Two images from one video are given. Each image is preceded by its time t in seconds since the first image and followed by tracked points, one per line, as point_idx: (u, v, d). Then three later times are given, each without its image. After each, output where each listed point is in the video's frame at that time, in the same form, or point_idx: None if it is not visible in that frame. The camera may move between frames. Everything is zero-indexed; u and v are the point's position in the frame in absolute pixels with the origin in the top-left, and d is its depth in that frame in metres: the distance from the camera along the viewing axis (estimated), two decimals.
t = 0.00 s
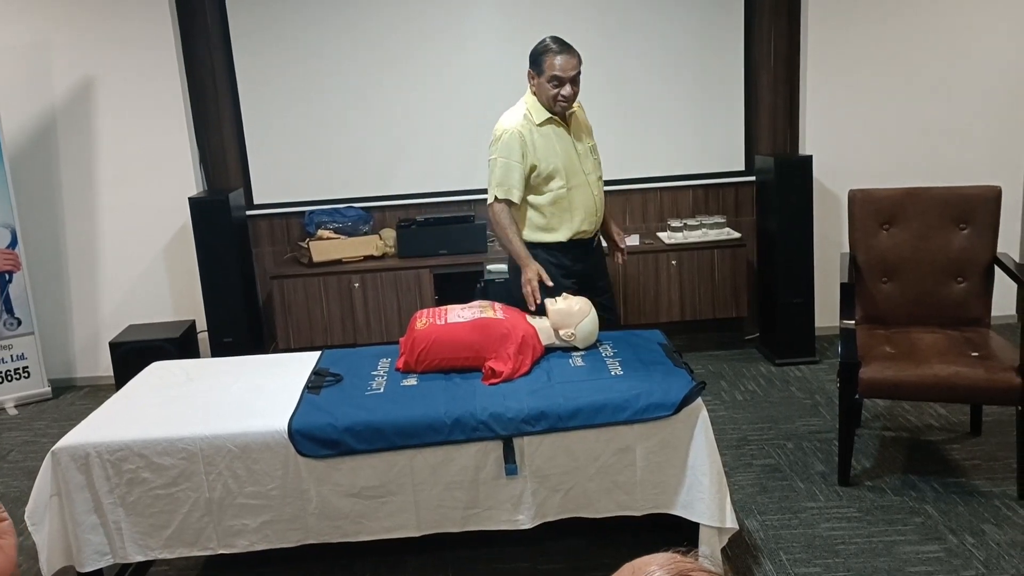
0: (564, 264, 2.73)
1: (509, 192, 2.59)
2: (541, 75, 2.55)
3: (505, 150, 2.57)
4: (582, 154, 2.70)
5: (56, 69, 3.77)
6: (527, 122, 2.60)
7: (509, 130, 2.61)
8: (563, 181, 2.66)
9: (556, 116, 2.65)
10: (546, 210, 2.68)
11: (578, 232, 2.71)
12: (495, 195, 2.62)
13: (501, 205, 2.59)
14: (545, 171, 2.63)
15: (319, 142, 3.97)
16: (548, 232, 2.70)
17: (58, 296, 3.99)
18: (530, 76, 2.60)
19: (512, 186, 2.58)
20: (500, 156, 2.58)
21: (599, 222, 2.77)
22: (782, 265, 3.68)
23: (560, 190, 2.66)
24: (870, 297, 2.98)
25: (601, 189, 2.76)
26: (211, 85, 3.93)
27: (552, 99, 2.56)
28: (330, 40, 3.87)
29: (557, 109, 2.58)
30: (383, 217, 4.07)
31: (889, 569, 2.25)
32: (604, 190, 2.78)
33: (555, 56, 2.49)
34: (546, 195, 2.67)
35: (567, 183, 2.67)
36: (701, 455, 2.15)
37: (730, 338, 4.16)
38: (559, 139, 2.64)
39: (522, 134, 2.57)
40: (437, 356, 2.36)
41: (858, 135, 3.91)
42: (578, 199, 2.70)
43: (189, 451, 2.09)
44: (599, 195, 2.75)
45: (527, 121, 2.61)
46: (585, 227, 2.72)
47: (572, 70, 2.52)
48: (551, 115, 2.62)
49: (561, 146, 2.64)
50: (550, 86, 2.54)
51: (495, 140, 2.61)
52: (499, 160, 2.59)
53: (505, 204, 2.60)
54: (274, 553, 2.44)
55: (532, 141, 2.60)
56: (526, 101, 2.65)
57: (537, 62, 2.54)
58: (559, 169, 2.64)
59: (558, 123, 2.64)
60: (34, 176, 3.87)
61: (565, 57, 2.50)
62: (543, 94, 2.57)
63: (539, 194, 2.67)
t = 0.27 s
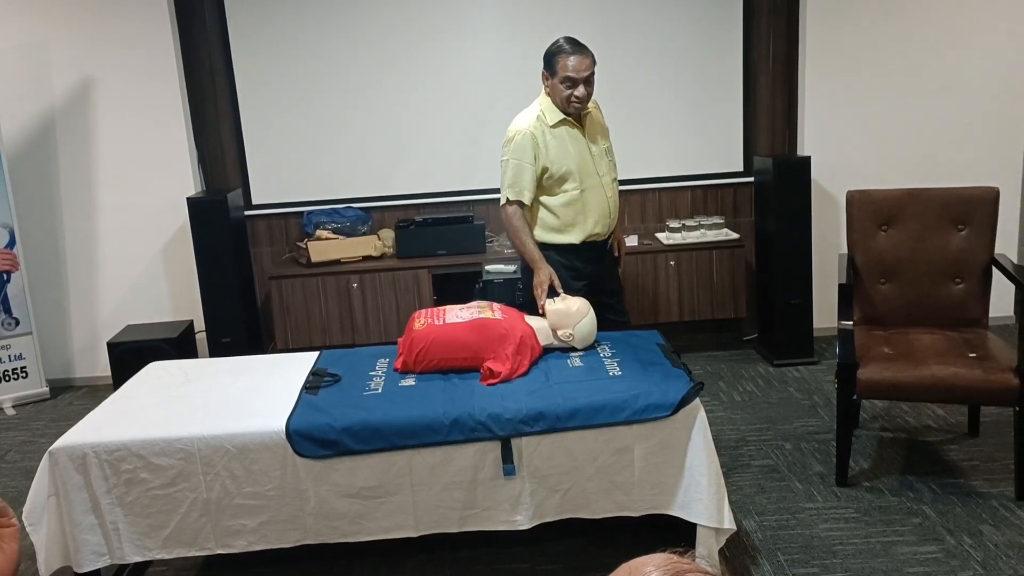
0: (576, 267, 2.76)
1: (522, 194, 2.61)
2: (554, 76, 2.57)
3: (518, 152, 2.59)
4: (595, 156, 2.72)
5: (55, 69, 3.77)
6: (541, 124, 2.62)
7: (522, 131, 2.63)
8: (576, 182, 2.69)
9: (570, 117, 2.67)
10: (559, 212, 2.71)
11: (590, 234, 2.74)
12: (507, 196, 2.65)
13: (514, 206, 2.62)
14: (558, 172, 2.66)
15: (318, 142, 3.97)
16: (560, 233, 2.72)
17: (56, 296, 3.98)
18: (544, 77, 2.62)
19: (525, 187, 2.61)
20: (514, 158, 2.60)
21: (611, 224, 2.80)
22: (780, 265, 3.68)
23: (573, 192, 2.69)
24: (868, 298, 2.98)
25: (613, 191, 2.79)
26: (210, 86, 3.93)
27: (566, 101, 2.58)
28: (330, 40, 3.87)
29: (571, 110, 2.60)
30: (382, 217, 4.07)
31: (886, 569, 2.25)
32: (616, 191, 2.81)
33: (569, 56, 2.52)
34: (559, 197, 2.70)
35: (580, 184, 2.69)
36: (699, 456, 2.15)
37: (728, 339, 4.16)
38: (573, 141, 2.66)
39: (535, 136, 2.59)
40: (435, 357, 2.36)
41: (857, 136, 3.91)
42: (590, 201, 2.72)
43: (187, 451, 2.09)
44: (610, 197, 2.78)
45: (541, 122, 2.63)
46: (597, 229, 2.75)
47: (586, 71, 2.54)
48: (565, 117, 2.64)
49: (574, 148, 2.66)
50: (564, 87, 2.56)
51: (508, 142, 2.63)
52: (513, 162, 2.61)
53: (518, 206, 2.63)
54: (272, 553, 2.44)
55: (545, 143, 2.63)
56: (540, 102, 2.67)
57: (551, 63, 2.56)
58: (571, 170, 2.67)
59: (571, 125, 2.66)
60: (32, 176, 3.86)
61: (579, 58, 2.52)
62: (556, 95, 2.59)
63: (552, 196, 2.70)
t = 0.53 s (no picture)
0: (594, 268, 2.87)
1: (547, 187, 2.73)
2: (588, 73, 2.67)
3: (546, 146, 2.72)
4: (621, 158, 2.82)
5: (54, 69, 3.77)
6: (571, 121, 2.74)
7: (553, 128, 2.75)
8: (599, 181, 2.79)
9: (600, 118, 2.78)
10: (580, 209, 2.82)
11: (609, 234, 2.83)
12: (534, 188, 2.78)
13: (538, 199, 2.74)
14: (582, 170, 2.77)
15: (317, 143, 3.98)
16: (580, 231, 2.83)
17: (54, 296, 3.98)
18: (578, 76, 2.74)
19: (550, 181, 2.72)
20: (541, 152, 2.72)
21: (631, 226, 2.89)
22: (778, 266, 3.69)
23: (595, 190, 2.80)
24: (865, 299, 2.99)
25: (637, 195, 2.88)
26: (209, 86, 3.93)
27: (598, 98, 2.68)
28: (329, 41, 3.88)
29: (603, 108, 2.71)
30: (381, 218, 4.07)
31: (883, 570, 2.25)
32: (640, 195, 2.89)
33: (603, 54, 2.62)
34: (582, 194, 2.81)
35: (602, 184, 2.80)
36: (696, 457, 2.16)
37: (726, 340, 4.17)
38: (600, 141, 2.77)
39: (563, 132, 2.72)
40: (433, 357, 2.37)
41: (855, 138, 3.92)
42: (612, 201, 2.82)
43: (185, 451, 2.09)
44: (633, 200, 2.86)
45: (571, 121, 2.75)
46: (616, 229, 2.83)
47: (620, 69, 2.65)
48: (594, 117, 2.75)
49: (601, 148, 2.77)
50: (598, 84, 2.66)
51: (539, 137, 2.76)
52: (540, 156, 2.73)
53: (541, 199, 2.75)
54: (270, 553, 2.44)
55: (572, 140, 2.75)
56: (573, 102, 2.80)
57: (585, 61, 2.68)
58: (595, 169, 2.78)
59: (600, 126, 2.78)
60: (31, 176, 3.87)
61: (613, 56, 2.62)
62: (590, 93, 2.69)
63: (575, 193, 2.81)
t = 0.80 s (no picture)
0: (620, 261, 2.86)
1: (579, 179, 2.74)
2: (624, 67, 2.70)
3: (581, 137, 2.73)
4: (655, 153, 2.81)
5: (53, 71, 3.77)
6: (607, 114, 2.75)
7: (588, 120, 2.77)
8: (631, 175, 2.79)
9: (636, 112, 2.79)
10: (611, 201, 2.82)
11: (639, 228, 2.82)
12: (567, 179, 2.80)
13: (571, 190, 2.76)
14: (615, 163, 2.77)
15: (316, 144, 3.98)
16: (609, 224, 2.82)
17: (53, 299, 3.98)
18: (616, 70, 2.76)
19: (582, 172, 2.74)
20: (576, 143, 2.74)
21: (663, 222, 2.87)
22: (775, 269, 3.69)
23: (627, 184, 2.79)
24: (863, 302, 2.99)
25: (669, 191, 2.86)
26: (208, 89, 3.94)
27: (632, 91, 2.70)
28: (328, 42, 3.88)
29: (637, 101, 2.72)
30: (379, 221, 4.07)
31: (880, 573, 2.26)
32: (673, 192, 2.88)
33: (638, 47, 2.64)
34: (614, 188, 2.81)
35: (634, 178, 2.79)
36: (694, 460, 2.16)
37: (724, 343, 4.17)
38: (634, 135, 2.78)
39: (598, 124, 2.73)
40: (431, 360, 2.37)
41: (853, 141, 3.93)
42: (643, 196, 2.81)
43: (184, 454, 2.09)
44: (666, 196, 2.85)
45: (607, 114, 2.76)
46: (645, 224, 2.82)
47: (655, 63, 2.66)
48: (630, 110, 2.76)
49: (634, 142, 2.77)
50: (633, 77, 2.68)
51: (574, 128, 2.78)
52: (575, 147, 2.75)
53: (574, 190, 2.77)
54: (268, 555, 2.45)
55: (607, 133, 2.75)
56: (610, 96, 2.81)
57: (621, 54, 2.70)
58: (628, 163, 2.78)
59: (635, 120, 2.78)
60: (30, 177, 3.87)
61: (648, 49, 2.64)
62: (625, 86, 2.71)
63: (608, 186, 2.81)
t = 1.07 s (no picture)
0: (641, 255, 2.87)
1: (600, 174, 2.79)
2: (644, 65, 2.74)
3: (603, 133, 2.78)
4: (676, 150, 2.84)
5: (53, 72, 3.77)
6: (629, 110, 2.79)
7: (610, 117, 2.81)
8: (652, 171, 2.82)
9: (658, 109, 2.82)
10: (632, 197, 2.84)
11: (659, 224, 2.84)
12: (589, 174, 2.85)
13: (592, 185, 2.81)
14: (636, 159, 2.80)
15: (315, 145, 3.99)
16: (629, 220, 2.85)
17: (53, 299, 3.98)
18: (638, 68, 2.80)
19: (603, 168, 2.78)
20: (599, 138, 2.79)
21: (683, 219, 2.89)
22: (775, 269, 3.69)
23: (647, 180, 2.82)
24: (862, 303, 3.00)
25: (690, 188, 2.88)
26: (207, 90, 3.94)
27: (653, 87, 2.74)
28: (328, 43, 3.88)
29: (658, 98, 2.75)
30: (378, 222, 4.08)
31: (879, 573, 2.26)
32: (694, 189, 2.90)
33: (658, 44, 2.68)
34: (634, 183, 2.84)
35: (655, 174, 2.82)
36: (693, 461, 2.16)
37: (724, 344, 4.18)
38: (656, 132, 2.81)
39: (619, 120, 2.77)
40: (430, 361, 2.37)
41: (852, 142, 3.93)
42: (664, 192, 2.84)
43: (184, 454, 2.09)
44: (686, 193, 2.87)
45: (629, 110, 2.80)
46: (665, 220, 2.84)
47: (675, 59, 2.69)
48: (652, 107, 2.79)
49: (655, 138, 2.81)
50: (653, 74, 2.72)
51: (596, 125, 2.82)
52: (597, 142, 2.80)
53: (596, 185, 2.81)
54: (268, 555, 2.45)
55: (628, 129, 2.79)
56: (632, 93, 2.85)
57: (643, 53, 2.74)
58: (649, 159, 2.81)
59: (657, 117, 2.81)
60: (30, 177, 3.87)
61: (668, 46, 2.68)
62: (646, 84, 2.75)
63: (629, 181, 2.84)
